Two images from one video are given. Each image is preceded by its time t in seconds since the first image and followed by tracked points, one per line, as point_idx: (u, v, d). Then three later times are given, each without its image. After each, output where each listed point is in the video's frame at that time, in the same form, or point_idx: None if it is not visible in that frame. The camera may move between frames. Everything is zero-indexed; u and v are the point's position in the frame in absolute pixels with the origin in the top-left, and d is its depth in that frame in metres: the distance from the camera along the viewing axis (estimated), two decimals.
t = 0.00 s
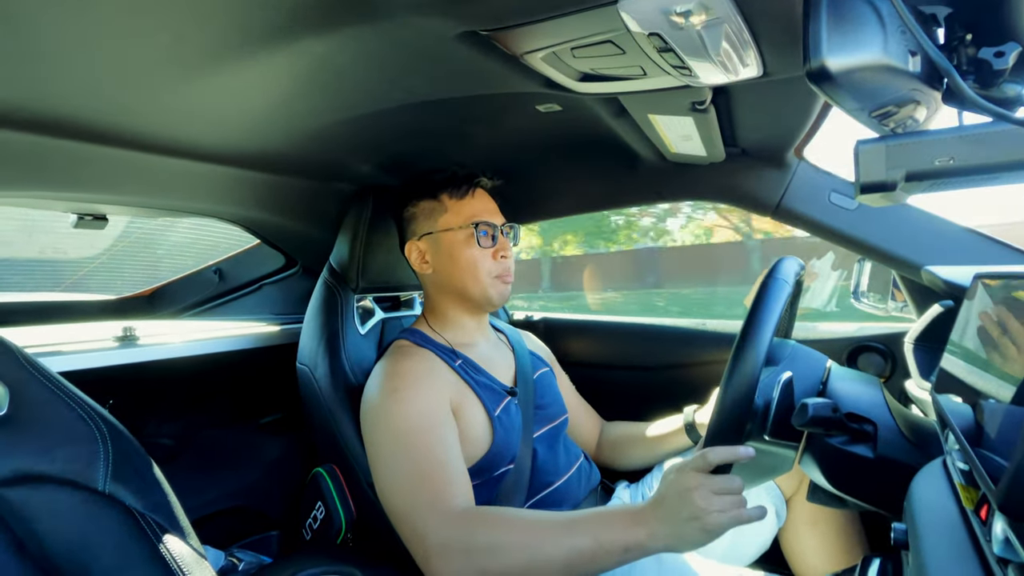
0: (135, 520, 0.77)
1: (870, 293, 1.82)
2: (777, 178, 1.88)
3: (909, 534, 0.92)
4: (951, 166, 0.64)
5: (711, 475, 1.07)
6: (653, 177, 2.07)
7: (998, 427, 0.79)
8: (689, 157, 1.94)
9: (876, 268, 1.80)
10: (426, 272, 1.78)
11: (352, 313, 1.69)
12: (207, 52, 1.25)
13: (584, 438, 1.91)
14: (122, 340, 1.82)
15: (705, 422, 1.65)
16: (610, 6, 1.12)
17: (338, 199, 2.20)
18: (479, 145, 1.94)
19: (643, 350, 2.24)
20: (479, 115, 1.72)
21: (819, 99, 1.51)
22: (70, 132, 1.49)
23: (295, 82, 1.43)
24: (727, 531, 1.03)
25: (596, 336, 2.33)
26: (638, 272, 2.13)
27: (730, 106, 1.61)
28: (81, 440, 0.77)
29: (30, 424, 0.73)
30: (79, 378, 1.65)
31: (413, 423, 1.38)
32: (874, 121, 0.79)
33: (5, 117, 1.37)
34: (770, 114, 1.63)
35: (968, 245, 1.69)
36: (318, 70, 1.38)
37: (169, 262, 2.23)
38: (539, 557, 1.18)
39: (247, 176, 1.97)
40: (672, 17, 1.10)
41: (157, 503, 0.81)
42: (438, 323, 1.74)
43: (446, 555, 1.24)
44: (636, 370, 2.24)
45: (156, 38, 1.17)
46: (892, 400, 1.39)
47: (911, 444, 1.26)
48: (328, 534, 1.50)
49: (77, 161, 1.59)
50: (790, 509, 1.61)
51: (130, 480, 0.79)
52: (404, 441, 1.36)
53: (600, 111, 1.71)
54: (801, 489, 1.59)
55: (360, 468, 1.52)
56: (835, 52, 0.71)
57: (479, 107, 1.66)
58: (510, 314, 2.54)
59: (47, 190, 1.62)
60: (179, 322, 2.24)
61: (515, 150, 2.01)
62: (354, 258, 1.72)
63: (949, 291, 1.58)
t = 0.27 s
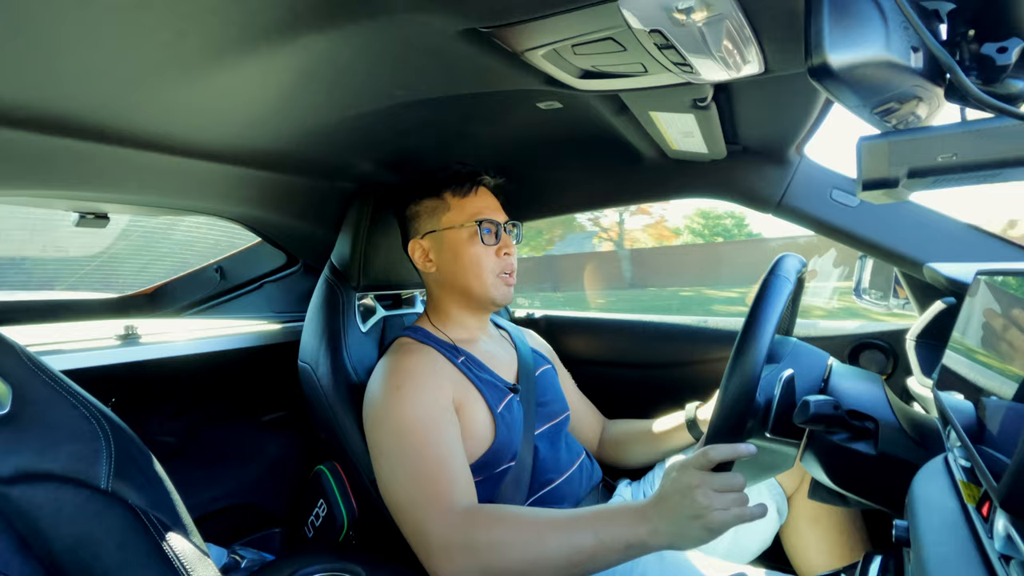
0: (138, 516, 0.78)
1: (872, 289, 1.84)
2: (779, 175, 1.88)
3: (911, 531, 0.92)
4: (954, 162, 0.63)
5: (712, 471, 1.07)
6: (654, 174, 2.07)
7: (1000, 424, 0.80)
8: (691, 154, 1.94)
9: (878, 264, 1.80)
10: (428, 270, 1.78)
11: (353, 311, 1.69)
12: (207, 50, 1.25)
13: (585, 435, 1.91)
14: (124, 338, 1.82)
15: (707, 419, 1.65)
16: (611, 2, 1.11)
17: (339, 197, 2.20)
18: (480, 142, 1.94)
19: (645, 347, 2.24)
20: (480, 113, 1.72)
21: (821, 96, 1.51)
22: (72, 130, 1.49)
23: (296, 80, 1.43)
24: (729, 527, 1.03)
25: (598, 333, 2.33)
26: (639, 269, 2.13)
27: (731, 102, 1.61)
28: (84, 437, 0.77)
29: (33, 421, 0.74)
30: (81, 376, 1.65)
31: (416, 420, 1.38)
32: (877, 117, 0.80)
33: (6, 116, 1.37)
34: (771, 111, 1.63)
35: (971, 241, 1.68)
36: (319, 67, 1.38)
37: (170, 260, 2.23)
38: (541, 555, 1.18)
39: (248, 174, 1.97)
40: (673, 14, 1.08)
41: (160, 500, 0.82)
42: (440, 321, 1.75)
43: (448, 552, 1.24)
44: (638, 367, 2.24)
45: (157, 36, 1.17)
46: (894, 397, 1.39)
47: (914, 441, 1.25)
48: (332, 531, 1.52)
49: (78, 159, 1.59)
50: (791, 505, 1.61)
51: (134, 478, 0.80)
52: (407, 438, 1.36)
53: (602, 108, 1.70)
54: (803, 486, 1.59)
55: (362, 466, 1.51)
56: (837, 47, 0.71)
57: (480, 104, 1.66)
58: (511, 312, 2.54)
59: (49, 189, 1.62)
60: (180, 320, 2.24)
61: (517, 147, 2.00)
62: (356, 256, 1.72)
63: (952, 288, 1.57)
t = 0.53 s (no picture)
0: (141, 516, 0.78)
1: (873, 286, 1.84)
2: (780, 172, 1.88)
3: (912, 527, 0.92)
4: (956, 158, 0.63)
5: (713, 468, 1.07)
6: (655, 171, 2.07)
7: (1001, 420, 0.79)
8: (691, 151, 1.93)
9: (879, 261, 1.80)
10: (429, 268, 1.78)
11: (355, 310, 1.69)
12: (207, 48, 1.25)
13: (586, 433, 1.91)
14: (125, 337, 1.82)
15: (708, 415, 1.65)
16: None
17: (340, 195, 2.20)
18: (480, 140, 1.94)
19: (646, 344, 2.24)
20: (480, 110, 1.72)
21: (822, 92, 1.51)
22: (72, 130, 1.49)
23: (295, 78, 1.43)
24: (731, 524, 1.04)
25: (599, 331, 2.33)
26: (640, 267, 2.13)
27: (732, 99, 1.61)
28: (86, 436, 0.77)
29: (35, 421, 0.74)
30: (83, 375, 1.65)
31: (419, 415, 1.38)
32: (878, 115, 0.80)
33: (6, 116, 1.37)
34: (772, 107, 1.62)
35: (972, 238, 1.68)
36: (319, 65, 1.38)
37: (171, 259, 2.23)
38: (543, 553, 1.19)
39: (249, 172, 1.97)
40: (673, 10, 1.09)
41: (163, 499, 0.81)
42: (442, 318, 1.75)
43: (450, 549, 1.24)
44: (639, 364, 2.24)
45: (156, 35, 1.17)
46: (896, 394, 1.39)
47: (917, 436, 1.25)
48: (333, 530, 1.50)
49: (78, 159, 1.59)
50: (793, 502, 1.61)
51: (136, 477, 0.79)
52: (409, 433, 1.36)
53: (602, 105, 1.70)
54: (805, 483, 1.59)
55: (364, 464, 1.52)
56: (838, 45, 0.70)
57: (480, 102, 1.66)
58: (512, 310, 2.54)
59: (50, 188, 1.62)
60: (182, 319, 2.25)
61: (517, 145, 2.00)
62: (357, 255, 1.73)
63: (953, 284, 1.56)
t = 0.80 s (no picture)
0: (141, 515, 0.78)
1: (873, 287, 1.83)
2: (780, 173, 1.88)
3: (912, 527, 0.92)
4: (956, 159, 0.64)
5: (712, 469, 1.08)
6: (655, 172, 2.07)
7: (1001, 422, 0.79)
8: (692, 151, 1.93)
9: (880, 261, 1.80)
10: (428, 270, 1.77)
11: (355, 309, 1.70)
12: (208, 48, 1.25)
13: (586, 433, 1.91)
14: (126, 336, 1.83)
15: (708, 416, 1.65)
16: None
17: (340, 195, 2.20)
18: (481, 140, 1.94)
19: (646, 345, 2.24)
20: (481, 110, 1.72)
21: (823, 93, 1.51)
22: (73, 129, 1.49)
23: (296, 78, 1.43)
24: (730, 524, 1.04)
25: (599, 331, 2.33)
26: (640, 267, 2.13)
27: (732, 100, 1.61)
28: (87, 436, 0.77)
29: (35, 421, 0.74)
30: (83, 374, 1.66)
31: (417, 415, 1.38)
32: (878, 116, 0.79)
33: (7, 115, 1.37)
34: (772, 108, 1.63)
35: (972, 239, 1.68)
36: (320, 65, 1.38)
37: (172, 258, 2.23)
38: (543, 553, 1.18)
39: (249, 172, 1.97)
40: (675, 11, 1.09)
41: (163, 499, 0.81)
42: (441, 317, 1.75)
43: (450, 549, 1.24)
44: (639, 364, 2.24)
45: (157, 34, 1.17)
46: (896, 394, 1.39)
47: (917, 437, 1.26)
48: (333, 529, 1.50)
49: (79, 158, 1.59)
50: (793, 503, 1.61)
51: (136, 477, 0.79)
52: (408, 433, 1.36)
53: (602, 106, 1.70)
54: (805, 483, 1.59)
55: (364, 463, 1.52)
56: (839, 45, 0.70)
57: (481, 102, 1.66)
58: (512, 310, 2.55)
59: (51, 188, 1.62)
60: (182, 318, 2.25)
61: (517, 145, 2.00)
62: (357, 254, 1.73)
63: (953, 285, 1.56)
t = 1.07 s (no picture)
0: (140, 513, 0.77)
1: (874, 286, 1.82)
2: (780, 172, 1.88)
3: (912, 526, 0.92)
4: (956, 158, 0.63)
5: (713, 469, 1.08)
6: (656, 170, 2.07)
7: (1002, 421, 0.79)
8: (692, 150, 1.93)
9: (880, 261, 1.80)
10: (428, 268, 1.77)
11: (355, 308, 1.70)
12: (208, 46, 1.25)
13: (586, 432, 1.91)
14: (126, 335, 1.83)
15: (709, 414, 1.65)
16: None
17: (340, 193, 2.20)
18: (481, 139, 1.94)
19: (646, 344, 2.24)
20: (481, 109, 1.72)
21: (823, 92, 1.51)
22: (73, 127, 1.49)
23: (298, 76, 1.43)
24: (731, 525, 1.04)
25: (600, 330, 2.34)
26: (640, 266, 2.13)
27: (733, 99, 1.61)
28: (86, 434, 0.77)
29: (34, 419, 0.74)
30: (84, 372, 1.66)
31: (417, 415, 1.38)
32: (878, 114, 0.80)
33: (8, 113, 1.37)
34: (773, 107, 1.62)
35: (972, 238, 1.68)
36: (320, 64, 1.38)
37: (172, 256, 2.23)
38: (543, 552, 1.19)
39: (249, 170, 1.97)
40: (675, 10, 1.08)
41: (163, 497, 0.81)
42: (442, 317, 1.74)
43: (450, 549, 1.24)
44: (639, 364, 2.24)
45: (158, 32, 1.17)
46: (896, 393, 1.39)
47: (917, 437, 1.25)
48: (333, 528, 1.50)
49: (79, 157, 1.59)
50: (793, 502, 1.61)
51: (136, 475, 0.79)
52: (408, 433, 1.36)
53: (603, 105, 1.70)
54: (805, 483, 1.59)
55: (363, 463, 1.52)
56: (839, 45, 0.70)
57: (481, 100, 1.66)
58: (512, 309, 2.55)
59: (51, 186, 1.62)
60: (182, 317, 2.25)
61: (517, 143, 2.00)
62: (358, 253, 1.73)
63: (954, 284, 1.56)
